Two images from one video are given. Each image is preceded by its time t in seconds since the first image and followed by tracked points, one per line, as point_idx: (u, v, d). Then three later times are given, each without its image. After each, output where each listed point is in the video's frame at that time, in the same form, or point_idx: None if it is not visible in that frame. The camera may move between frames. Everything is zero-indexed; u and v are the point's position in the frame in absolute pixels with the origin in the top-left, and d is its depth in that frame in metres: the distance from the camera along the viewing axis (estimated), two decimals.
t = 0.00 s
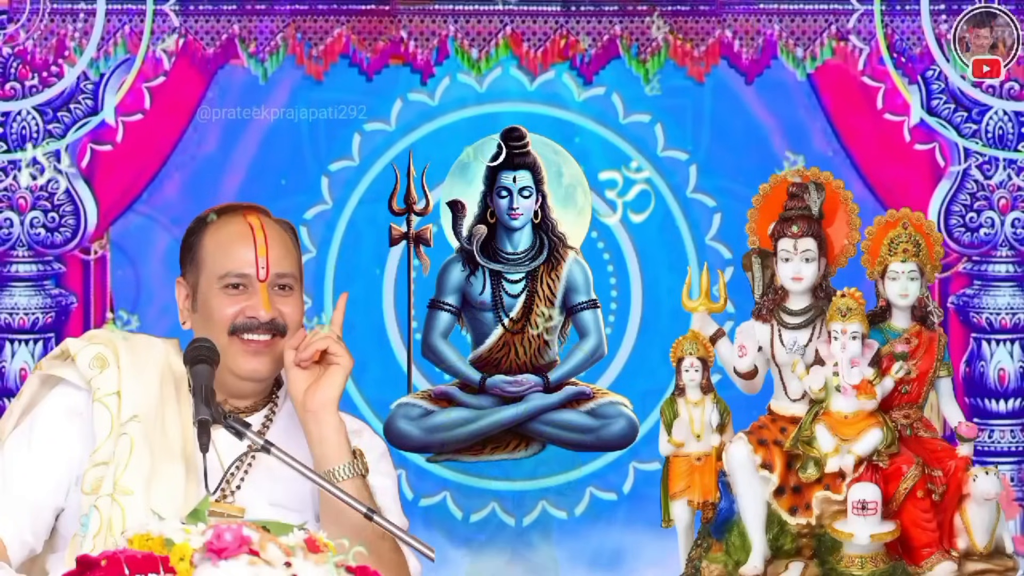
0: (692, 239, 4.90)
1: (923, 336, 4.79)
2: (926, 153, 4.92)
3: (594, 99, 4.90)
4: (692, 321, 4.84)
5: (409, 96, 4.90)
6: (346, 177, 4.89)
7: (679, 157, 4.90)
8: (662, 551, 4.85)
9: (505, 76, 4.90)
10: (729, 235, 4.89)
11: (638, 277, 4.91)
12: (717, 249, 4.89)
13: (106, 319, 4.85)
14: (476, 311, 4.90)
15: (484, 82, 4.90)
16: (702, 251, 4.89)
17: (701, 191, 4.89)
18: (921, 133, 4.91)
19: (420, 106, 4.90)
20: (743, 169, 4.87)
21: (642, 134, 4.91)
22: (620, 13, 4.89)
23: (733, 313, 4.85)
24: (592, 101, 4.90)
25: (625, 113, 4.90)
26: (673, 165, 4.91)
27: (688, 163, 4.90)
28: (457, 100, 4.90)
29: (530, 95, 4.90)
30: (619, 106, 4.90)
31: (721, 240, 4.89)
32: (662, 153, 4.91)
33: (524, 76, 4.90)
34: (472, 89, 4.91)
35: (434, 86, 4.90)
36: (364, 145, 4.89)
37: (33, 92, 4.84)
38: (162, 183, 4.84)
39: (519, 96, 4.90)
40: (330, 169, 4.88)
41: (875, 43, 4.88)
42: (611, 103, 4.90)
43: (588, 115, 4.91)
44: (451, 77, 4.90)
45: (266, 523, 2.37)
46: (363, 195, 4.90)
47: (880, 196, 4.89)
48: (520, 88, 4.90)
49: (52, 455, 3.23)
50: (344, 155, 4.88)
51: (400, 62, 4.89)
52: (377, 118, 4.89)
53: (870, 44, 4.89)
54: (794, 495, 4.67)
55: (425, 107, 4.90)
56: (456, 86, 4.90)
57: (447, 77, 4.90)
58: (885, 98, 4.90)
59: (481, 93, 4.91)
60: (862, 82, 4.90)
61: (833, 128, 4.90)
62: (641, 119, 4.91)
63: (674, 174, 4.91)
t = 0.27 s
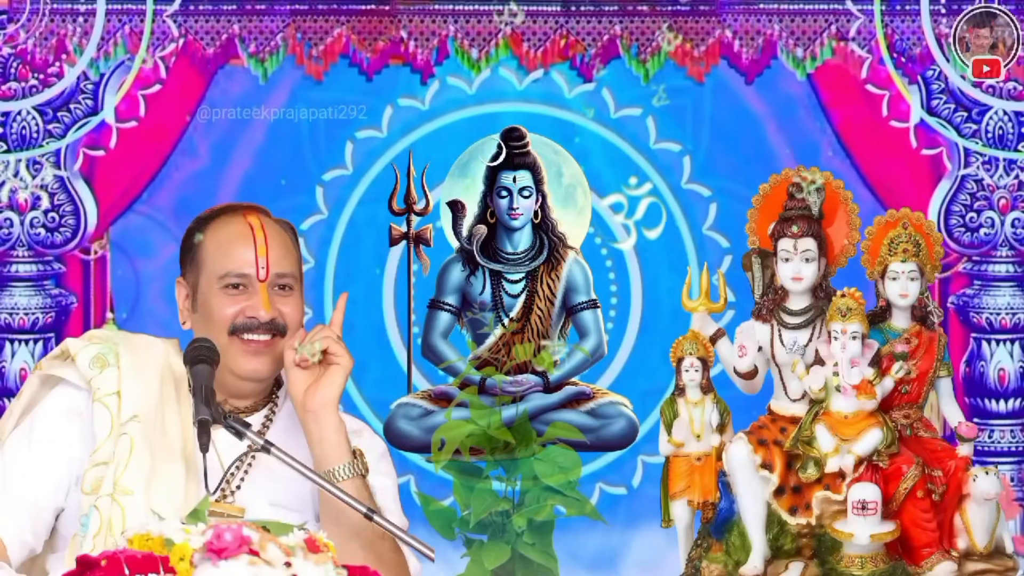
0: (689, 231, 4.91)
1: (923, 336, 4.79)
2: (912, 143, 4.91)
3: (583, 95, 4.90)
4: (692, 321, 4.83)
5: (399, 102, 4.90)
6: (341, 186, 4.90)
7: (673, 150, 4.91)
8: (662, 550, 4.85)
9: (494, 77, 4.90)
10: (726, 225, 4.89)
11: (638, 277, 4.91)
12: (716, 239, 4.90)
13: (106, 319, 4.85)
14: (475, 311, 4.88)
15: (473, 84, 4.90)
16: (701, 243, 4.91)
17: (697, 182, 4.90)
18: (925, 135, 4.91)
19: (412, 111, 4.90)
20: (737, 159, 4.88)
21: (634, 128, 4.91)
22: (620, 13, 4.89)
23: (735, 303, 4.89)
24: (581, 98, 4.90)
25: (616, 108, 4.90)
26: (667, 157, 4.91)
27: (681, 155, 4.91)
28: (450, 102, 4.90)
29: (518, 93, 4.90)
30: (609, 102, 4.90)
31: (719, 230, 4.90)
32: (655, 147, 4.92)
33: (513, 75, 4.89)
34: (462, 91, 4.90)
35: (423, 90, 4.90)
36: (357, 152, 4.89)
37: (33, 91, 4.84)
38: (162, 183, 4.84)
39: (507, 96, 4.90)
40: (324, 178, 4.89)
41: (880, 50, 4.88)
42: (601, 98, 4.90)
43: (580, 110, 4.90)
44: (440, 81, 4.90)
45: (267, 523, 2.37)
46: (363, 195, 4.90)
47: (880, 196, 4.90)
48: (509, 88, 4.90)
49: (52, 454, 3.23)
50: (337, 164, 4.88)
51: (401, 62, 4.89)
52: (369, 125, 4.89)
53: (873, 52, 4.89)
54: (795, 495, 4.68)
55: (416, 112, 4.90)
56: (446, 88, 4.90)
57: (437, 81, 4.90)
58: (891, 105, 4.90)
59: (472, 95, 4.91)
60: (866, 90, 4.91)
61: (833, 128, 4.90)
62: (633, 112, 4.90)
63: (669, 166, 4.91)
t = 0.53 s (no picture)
0: (686, 222, 4.90)
1: (923, 336, 4.80)
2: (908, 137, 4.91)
3: (573, 92, 4.89)
4: (692, 321, 4.84)
5: (391, 108, 4.90)
6: (335, 196, 4.89)
7: (665, 141, 4.89)
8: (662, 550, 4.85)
9: (483, 79, 4.90)
10: (721, 213, 4.89)
11: (638, 276, 4.90)
12: (713, 228, 4.89)
13: (106, 319, 4.85)
14: (475, 311, 4.89)
15: (462, 86, 4.90)
16: (698, 232, 4.90)
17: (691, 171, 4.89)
18: (930, 139, 4.91)
19: (404, 117, 4.90)
20: (729, 149, 4.87)
21: (626, 121, 4.90)
22: (620, 13, 4.89)
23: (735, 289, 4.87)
24: (571, 95, 4.89)
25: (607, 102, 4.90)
26: (660, 150, 4.90)
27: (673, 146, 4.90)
28: (439, 106, 4.90)
29: (509, 93, 4.90)
30: (599, 97, 4.90)
31: (715, 219, 4.89)
32: (647, 139, 4.90)
33: (502, 76, 4.90)
34: (452, 94, 4.89)
35: (414, 95, 4.89)
36: (350, 161, 4.89)
37: (33, 91, 4.84)
38: (162, 183, 4.84)
39: (498, 96, 4.91)
40: (318, 189, 4.88)
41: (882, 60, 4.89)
42: (591, 93, 4.89)
43: (570, 107, 4.89)
44: (430, 85, 4.89)
45: (266, 523, 2.37)
46: (362, 195, 4.90)
47: (880, 195, 4.88)
48: (500, 87, 4.90)
49: (52, 454, 3.23)
50: (331, 174, 4.88)
51: (400, 62, 4.89)
52: (361, 132, 4.89)
53: (876, 62, 4.89)
54: (795, 495, 4.68)
55: (408, 117, 4.90)
56: (436, 92, 4.89)
57: (427, 85, 4.89)
58: (896, 112, 4.90)
59: (462, 97, 4.90)
60: (871, 98, 4.91)
61: (833, 128, 4.90)
62: (624, 106, 4.90)
63: (662, 158, 4.90)
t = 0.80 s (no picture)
0: (686, 222, 4.90)
1: (923, 336, 4.79)
2: (914, 143, 4.91)
3: (564, 88, 4.89)
4: (692, 321, 4.85)
5: (382, 115, 4.90)
6: (332, 204, 4.89)
7: (657, 134, 4.90)
8: (662, 550, 4.85)
9: (472, 81, 4.90)
10: (717, 203, 4.89)
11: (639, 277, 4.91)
12: (709, 217, 4.89)
13: (106, 319, 4.85)
14: (475, 311, 4.90)
15: (452, 89, 4.90)
16: (697, 229, 4.90)
17: (685, 161, 4.90)
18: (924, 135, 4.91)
19: (395, 123, 4.90)
20: (720, 139, 4.88)
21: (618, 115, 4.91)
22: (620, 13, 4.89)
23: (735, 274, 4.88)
24: (563, 91, 4.89)
25: (598, 98, 4.91)
26: (660, 150, 4.91)
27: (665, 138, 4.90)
28: (429, 110, 4.91)
29: (498, 93, 4.91)
30: (590, 93, 4.91)
31: (711, 208, 4.89)
32: (639, 133, 4.91)
33: (493, 78, 4.90)
34: (443, 97, 4.90)
35: (405, 100, 4.90)
36: (344, 169, 4.89)
37: (33, 92, 4.84)
38: (162, 183, 4.84)
39: (491, 96, 4.91)
40: (313, 201, 4.88)
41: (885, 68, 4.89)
42: (582, 89, 4.90)
43: (561, 105, 4.89)
44: (421, 89, 4.90)
45: (267, 523, 2.37)
46: (362, 195, 4.90)
47: (880, 195, 4.89)
48: (490, 88, 4.90)
49: (52, 454, 3.23)
50: (325, 184, 4.88)
51: (401, 62, 4.89)
52: (354, 141, 4.89)
53: (879, 69, 4.90)
54: (794, 495, 4.68)
55: (400, 123, 4.90)
56: (427, 96, 4.90)
57: (417, 89, 4.90)
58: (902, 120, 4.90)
59: (452, 100, 4.90)
60: (876, 107, 4.91)
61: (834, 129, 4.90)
62: (614, 101, 4.91)
63: (655, 151, 4.91)
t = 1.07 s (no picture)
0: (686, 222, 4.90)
1: (923, 336, 4.79)
2: (921, 149, 4.91)
3: (554, 85, 4.90)
4: (692, 321, 4.84)
5: (373, 122, 4.89)
6: (328, 214, 4.89)
7: (649, 126, 4.91)
8: (662, 550, 4.85)
9: (462, 83, 4.90)
10: (716, 199, 4.89)
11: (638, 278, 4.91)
12: (706, 207, 4.89)
13: (106, 319, 4.85)
14: (475, 311, 4.89)
15: (442, 92, 4.90)
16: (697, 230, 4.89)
17: (678, 152, 4.90)
18: (922, 133, 4.91)
19: (387, 129, 4.89)
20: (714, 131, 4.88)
21: (609, 109, 4.90)
22: (620, 13, 4.89)
23: (734, 262, 4.89)
24: (554, 88, 4.90)
25: (588, 94, 4.90)
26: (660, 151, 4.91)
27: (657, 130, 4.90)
28: (421, 114, 4.90)
29: (488, 95, 4.91)
30: (580, 89, 4.90)
31: (707, 198, 4.89)
32: (631, 126, 4.91)
33: (481, 79, 4.90)
34: (434, 101, 4.90)
35: (395, 106, 4.89)
36: (338, 178, 4.89)
37: (33, 92, 4.84)
38: (162, 184, 4.84)
39: (482, 98, 4.91)
40: (310, 210, 4.88)
41: (889, 75, 4.89)
42: (573, 86, 4.90)
43: (552, 104, 4.90)
44: (410, 94, 4.89)
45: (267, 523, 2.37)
46: (363, 195, 4.90)
47: (879, 195, 4.89)
48: (479, 90, 4.91)
49: (52, 455, 3.23)
50: (321, 193, 4.88)
51: (401, 62, 4.89)
52: (348, 149, 4.89)
53: (883, 76, 4.90)
54: (795, 495, 4.69)
55: (393, 129, 4.89)
56: (418, 100, 4.90)
57: (407, 94, 4.89)
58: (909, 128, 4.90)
59: (443, 103, 4.90)
60: (881, 114, 4.91)
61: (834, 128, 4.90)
62: (605, 95, 4.90)
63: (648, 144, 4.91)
